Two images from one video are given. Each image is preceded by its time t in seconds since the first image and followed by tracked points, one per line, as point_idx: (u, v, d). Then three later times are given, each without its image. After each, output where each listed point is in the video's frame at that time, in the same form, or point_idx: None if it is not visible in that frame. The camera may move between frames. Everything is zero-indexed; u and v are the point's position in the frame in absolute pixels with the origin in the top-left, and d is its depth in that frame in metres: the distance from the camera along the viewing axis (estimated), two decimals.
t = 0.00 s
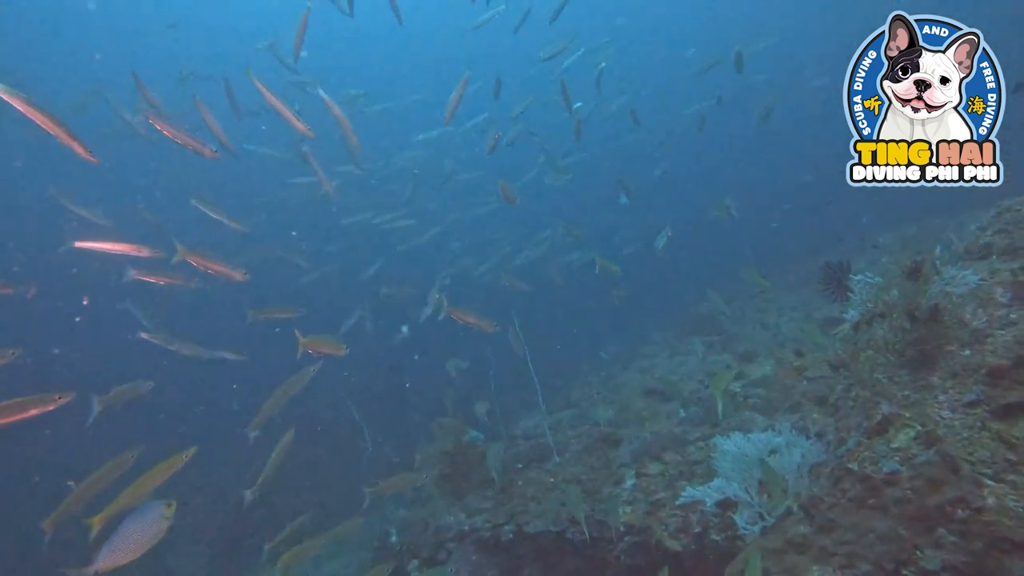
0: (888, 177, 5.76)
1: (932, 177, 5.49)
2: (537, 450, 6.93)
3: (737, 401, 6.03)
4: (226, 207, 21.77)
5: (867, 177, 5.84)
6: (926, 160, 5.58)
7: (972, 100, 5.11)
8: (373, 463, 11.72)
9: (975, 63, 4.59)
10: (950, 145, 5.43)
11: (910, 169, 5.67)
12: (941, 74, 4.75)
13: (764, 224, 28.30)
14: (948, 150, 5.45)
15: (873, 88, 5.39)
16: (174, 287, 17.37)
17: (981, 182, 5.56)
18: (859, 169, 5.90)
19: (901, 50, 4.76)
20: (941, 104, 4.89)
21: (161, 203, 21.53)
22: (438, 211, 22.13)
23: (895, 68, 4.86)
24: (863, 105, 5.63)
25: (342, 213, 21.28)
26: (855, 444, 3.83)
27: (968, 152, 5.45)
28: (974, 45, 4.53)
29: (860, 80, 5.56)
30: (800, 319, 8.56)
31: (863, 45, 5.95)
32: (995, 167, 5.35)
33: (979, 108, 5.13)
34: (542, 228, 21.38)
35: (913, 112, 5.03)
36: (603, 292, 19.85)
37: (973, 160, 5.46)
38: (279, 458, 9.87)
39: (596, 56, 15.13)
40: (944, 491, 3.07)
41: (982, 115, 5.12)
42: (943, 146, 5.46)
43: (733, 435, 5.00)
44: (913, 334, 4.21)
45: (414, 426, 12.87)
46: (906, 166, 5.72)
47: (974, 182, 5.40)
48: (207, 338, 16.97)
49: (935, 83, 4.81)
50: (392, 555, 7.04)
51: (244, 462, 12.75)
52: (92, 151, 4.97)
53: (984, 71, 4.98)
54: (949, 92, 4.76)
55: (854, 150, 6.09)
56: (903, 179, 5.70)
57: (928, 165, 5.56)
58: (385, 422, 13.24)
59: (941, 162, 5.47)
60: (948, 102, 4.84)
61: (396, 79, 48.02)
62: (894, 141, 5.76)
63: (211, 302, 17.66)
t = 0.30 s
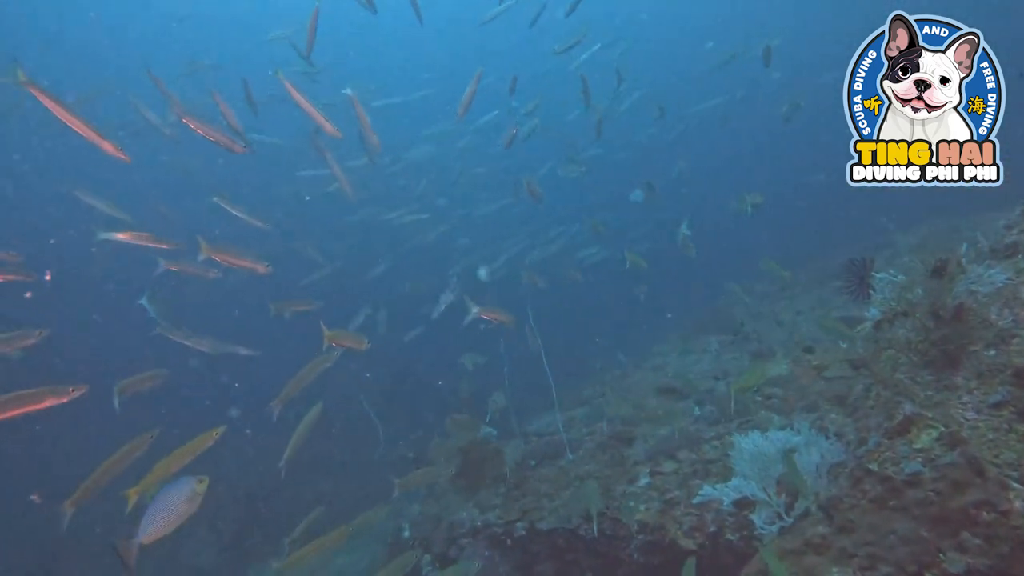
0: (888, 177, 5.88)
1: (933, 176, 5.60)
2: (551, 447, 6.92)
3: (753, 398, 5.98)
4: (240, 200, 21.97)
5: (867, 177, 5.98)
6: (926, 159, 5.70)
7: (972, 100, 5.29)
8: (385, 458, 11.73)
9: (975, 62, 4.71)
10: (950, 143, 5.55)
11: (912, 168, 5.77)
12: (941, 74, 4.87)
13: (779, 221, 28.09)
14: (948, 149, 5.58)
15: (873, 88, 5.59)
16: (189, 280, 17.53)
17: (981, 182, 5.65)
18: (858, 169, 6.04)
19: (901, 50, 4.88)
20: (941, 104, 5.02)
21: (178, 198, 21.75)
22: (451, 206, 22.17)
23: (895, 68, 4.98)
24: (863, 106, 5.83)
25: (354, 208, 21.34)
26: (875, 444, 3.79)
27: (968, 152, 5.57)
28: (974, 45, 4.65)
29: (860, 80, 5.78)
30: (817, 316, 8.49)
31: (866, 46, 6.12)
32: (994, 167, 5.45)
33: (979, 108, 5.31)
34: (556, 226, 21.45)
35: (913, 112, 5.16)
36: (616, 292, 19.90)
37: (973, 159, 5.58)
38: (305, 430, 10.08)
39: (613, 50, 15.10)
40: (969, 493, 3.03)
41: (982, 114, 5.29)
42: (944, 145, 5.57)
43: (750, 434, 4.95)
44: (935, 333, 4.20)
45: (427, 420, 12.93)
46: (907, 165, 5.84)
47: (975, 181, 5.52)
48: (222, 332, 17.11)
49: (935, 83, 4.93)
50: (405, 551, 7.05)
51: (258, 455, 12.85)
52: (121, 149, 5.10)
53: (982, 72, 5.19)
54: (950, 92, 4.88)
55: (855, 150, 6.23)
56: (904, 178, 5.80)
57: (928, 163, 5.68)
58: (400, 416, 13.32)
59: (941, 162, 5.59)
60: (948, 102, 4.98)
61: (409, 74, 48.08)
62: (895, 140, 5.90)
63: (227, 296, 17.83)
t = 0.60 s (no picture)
0: (888, 176, 6.95)
1: (934, 176, 6.52)
2: (565, 445, 6.90)
3: (770, 398, 5.94)
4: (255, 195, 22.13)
5: (867, 177, 7.01)
6: (926, 159, 6.69)
7: (970, 103, 6.25)
8: (399, 455, 11.80)
9: (972, 63, 5.45)
10: (949, 144, 6.53)
11: (913, 168, 6.81)
12: (940, 74, 5.64)
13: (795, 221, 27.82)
14: (948, 148, 6.55)
15: (872, 90, 6.63)
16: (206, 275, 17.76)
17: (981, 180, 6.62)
18: (859, 169, 7.05)
19: (901, 51, 5.63)
20: (940, 104, 5.82)
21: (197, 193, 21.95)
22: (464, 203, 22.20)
23: (895, 68, 5.74)
24: (863, 106, 6.85)
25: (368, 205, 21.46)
26: (897, 446, 3.72)
27: (966, 152, 6.55)
28: (971, 47, 5.39)
29: (860, 82, 6.79)
30: (835, 317, 8.40)
31: (866, 46, 7.06)
32: (993, 168, 6.41)
33: (978, 110, 6.29)
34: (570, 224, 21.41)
35: (913, 111, 5.98)
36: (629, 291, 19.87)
37: (973, 160, 6.55)
38: (329, 409, 10.16)
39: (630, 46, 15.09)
40: (996, 499, 2.99)
41: (980, 116, 6.28)
42: (943, 145, 6.53)
43: (768, 434, 4.91)
44: (960, 335, 4.15)
45: (441, 417, 13.00)
46: (906, 166, 6.90)
47: (974, 180, 6.51)
48: (237, 326, 17.26)
49: (935, 83, 5.72)
50: (418, 546, 7.07)
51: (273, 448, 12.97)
52: (151, 150, 5.18)
53: (979, 77, 6.14)
54: (948, 92, 5.67)
55: (856, 151, 7.27)
56: (905, 177, 6.82)
57: (928, 163, 6.66)
58: (413, 412, 13.39)
59: (940, 162, 6.58)
60: (947, 101, 5.75)
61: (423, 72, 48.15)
62: (894, 141, 6.96)
63: (244, 291, 17.99)
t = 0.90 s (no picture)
0: (889, 177, 6.98)
1: (935, 175, 6.58)
2: (577, 450, 6.86)
3: (784, 404, 5.88)
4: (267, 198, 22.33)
5: (866, 177, 6.99)
6: (927, 159, 6.73)
7: (972, 103, 6.39)
8: (411, 457, 11.84)
9: (973, 62, 5.56)
10: (950, 144, 6.60)
11: (913, 167, 6.86)
12: (941, 74, 5.73)
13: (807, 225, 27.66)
14: (949, 148, 6.62)
15: (873, 89, 6.70)
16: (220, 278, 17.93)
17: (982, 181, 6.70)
18: (859, 169, 7.03)
19: (901, 50, 5.72)
20: (941, 104, 5.89)
21: (212, 198, 22.17)
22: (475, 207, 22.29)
23: (896, 67, 5.81)
24: (863, 107, 6.91)
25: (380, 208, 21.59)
26: (918, 454, 3.66)
27: (968, 153, 6.61)
28: (972, 47, 5.50)
29: (860, 82, 6.80)
30: (849, 323, 8.33)
31: (866, 46, 7.02)
32: (994, 167, 6.49)
33: (979, 109, 6.42)
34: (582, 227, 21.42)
35: (914, 111, 6.05)
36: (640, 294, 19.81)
37: (974, 160, 6.61)
38: (352, 399, 10.36)
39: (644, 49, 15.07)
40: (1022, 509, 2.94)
41: (981, 116, 6.40)
42: (944, 145, 6.61)
43: (785, 441, 4.84)
44: (982, 341, 4.11)
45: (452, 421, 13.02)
46: (907, 165, 6.94)
47: (975, 180, 6.58)
48: (249, 328, 17.40)
49: (935, 83, 5.79)
50: (428, 550, 7.06)
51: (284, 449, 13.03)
52: (172, 160, 5.25)
53: (981, 78, 6.31)
54: (949, 92, 5.76)
55: (855, 152, 7.31)
56: (905, 176, 6.89)
57: (929, 162, 6.71)
58: (424, 415, 13.42)
59: (942, 162, 6.63)
60: (948, 101, 5.84)
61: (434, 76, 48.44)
62: (895, 141, 7.01)
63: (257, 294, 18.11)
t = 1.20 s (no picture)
0: (889, 176, 7.17)
1: (933, 175, 6.78)
2: (591, 450, 6.82)
3: (803, 407, 5.80)
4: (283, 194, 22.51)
5: (865, 177, 7.11)
6: (925, 159, 6.90)
7: (972, 103, 6.61)
8: (424, 454, 11.88)
9: (973, 62, 5.66)
10: (948, 144, 6.80)
11: (911, 167, 7.05)
12: (940, 73, 5.82)
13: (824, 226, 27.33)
14: (948, 149, 6.82)
15: (873, 89, 6.94)
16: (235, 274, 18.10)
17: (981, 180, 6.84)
18: (859, 169, 7.16)
19: (901, 50, 5.80)
20: (940, 103, 6.01)
21: (227, 195, 22.39)
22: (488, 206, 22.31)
23: (895, 66, 5.90)
24: (862, 106, 7.10)
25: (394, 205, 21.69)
26: (944, 460, 3.61)
27: (966, 153, 6.80)
28: (971, 48, 5.60)
29: (860, 82, 7.02)
30: (868, 326, 8.21)
31: (864, 48, 7.24)
32: (993, 168, 6.66)
33: (978, 109, 6.62)
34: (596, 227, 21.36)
35: (915, 110, 6.18)
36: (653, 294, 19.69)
37: (972, 161, 6.80)
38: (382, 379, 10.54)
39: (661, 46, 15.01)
40: None
41: (980, 117, 6.60)
42: (942, 145, 6.80)
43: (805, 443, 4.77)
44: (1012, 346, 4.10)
45: (466, 419, 13.03)
46: (906, 165, 7.11)
47: (973, 181, 6.78)
48: (264, 324, 17.56)
49: (935, 83, 5.91)
50: (441, 547, 7.04)
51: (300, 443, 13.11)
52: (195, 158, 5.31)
53: (980, 80, 6.57)
54: (949, 92, 5.84)
55: (854, 151, 7.40)
56: (904, 176, 7.07)
57: (927, 163, 6.90)
58: (436, 413, 13.45)
59: (940, 162, 6.82)
60: (947, 101, 5.95)
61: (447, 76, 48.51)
62: (893, 141, 7.17)
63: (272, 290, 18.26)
